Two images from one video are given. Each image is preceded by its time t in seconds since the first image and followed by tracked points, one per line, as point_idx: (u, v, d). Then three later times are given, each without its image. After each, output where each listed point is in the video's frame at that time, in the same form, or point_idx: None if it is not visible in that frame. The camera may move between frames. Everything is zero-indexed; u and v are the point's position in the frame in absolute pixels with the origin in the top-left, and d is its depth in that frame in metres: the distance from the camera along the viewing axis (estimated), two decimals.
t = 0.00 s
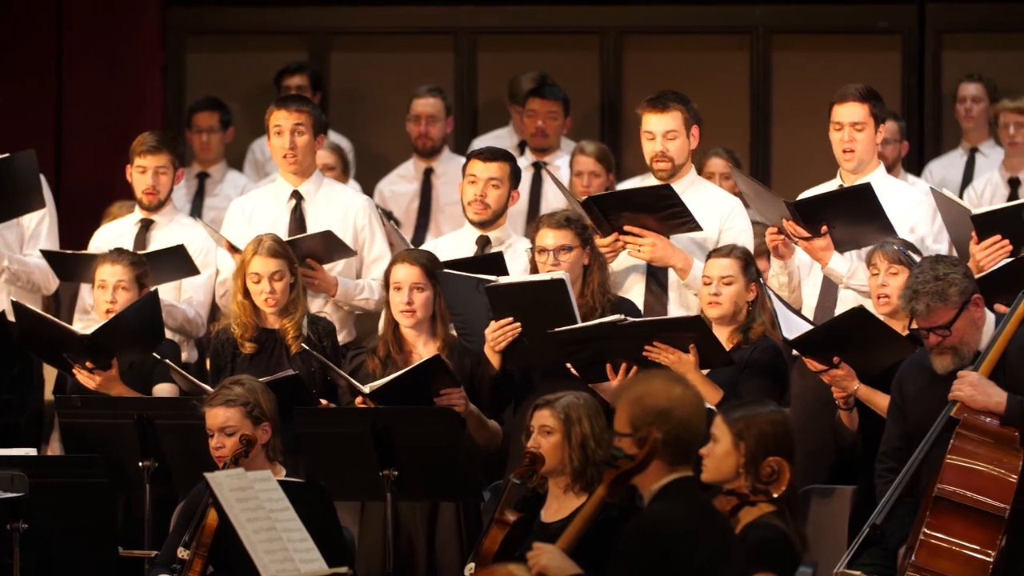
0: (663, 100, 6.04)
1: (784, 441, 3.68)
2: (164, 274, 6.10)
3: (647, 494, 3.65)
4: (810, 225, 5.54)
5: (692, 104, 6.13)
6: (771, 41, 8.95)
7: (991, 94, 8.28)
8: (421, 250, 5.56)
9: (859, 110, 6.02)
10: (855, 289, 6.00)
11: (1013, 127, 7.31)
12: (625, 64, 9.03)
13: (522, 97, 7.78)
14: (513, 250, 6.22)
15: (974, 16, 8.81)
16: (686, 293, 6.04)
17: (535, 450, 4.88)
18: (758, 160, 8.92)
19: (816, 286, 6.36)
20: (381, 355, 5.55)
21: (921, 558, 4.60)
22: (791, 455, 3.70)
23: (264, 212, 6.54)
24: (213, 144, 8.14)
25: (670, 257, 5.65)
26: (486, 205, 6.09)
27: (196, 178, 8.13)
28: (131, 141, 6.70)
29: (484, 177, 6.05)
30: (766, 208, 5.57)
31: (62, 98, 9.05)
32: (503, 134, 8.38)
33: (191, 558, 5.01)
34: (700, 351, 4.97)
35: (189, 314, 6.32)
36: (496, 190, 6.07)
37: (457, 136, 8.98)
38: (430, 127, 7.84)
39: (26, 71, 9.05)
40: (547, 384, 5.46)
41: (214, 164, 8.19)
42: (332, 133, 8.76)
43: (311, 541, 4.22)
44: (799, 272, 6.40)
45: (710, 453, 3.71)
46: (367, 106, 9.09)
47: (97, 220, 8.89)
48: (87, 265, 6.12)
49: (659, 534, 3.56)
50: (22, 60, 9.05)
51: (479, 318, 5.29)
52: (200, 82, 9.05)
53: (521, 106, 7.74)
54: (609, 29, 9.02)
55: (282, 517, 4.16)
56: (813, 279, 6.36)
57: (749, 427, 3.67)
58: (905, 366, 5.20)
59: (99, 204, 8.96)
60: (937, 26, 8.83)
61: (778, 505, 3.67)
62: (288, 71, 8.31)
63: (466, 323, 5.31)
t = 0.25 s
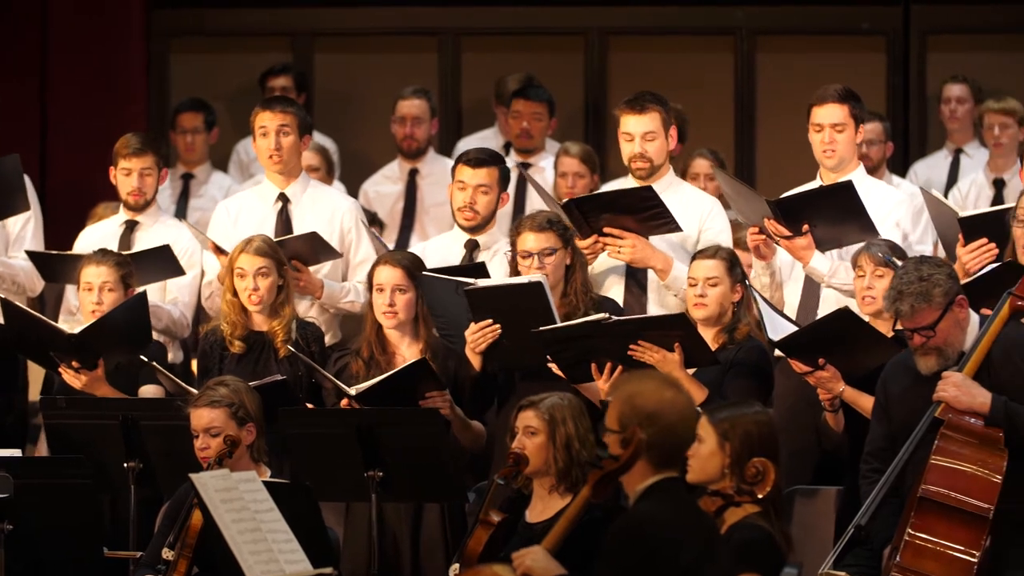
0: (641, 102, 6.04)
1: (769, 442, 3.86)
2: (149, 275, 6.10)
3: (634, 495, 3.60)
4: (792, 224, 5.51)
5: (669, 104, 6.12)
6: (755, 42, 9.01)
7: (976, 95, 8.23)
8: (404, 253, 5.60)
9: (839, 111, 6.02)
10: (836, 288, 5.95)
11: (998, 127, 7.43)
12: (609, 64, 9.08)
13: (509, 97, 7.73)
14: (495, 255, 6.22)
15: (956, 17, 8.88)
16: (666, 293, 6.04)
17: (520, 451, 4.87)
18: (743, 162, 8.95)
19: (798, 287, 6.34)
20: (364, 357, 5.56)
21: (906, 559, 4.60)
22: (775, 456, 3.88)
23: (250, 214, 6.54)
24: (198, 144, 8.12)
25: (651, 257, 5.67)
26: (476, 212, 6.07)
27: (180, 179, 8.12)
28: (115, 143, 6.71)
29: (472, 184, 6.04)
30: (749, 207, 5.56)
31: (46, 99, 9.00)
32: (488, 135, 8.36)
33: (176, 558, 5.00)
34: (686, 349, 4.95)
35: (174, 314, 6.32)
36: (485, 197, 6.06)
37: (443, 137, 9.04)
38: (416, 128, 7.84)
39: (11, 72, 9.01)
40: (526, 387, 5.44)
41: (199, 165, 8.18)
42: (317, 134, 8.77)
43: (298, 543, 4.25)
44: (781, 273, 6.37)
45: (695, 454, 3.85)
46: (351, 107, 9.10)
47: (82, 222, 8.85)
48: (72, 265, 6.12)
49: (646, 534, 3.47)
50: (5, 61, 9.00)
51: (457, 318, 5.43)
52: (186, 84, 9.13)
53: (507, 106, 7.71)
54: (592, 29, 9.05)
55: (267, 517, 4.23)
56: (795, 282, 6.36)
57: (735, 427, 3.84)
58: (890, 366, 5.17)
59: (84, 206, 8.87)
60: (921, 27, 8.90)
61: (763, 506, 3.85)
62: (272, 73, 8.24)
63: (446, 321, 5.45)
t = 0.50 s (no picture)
0: (617, 104, 6.03)
1: (755, 443, 3.88)
2: (138, 275, 6.11)
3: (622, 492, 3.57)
4: (773, 224, 5.53)
5: (645, 106, 6.11)
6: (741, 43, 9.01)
7: (961, 95, 8.26)
8: (389, 255, 5.61)
9: (819, 111, 6.03)
10: (818, 287, 5.93)
11: (983, 128, 7.41)
12: (595, 66, 9.09)
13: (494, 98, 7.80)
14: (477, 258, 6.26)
15: (941, 17, 8.90)
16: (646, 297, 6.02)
17: (506, 451, 4.88)
18: (728, 162, 8.93)
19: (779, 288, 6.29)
20: (349, 358, 5.57)
21: (893, 559, 4.59)
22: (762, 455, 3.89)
23: (238, 215, 6.54)
24: (184, 146, 8.11)
25: (630, 260, 5.69)
26: (461, 215, 6.08)
27: (166, 180, 8.12)
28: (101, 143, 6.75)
29: (456, 189, 6.05)
30: (730, 208, 5.56)
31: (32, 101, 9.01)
32: (474, 136, 8.41)
33: (162, 559, 5.03)
34: (670, 349, 4.96)
35: (161, 315, 6.33)
36: (469, 201, 6.07)
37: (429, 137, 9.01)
38: (402, 129, 7.86)
39: None
40: (511, 387, 5.43)
41: (185, 166, 8.18)
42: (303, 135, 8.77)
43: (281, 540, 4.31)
44: (762, 272, 6.31)
45: (681, 455, 3.89)
46: (336, 108, 9.08)
47: (67, 223, 8.86)
48: (60, 266, 6.12)
49: (632, 533, 3.44)
50: None
51: (441, 319, 5.50)
52: (173, 84, 9.10)
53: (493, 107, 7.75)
54: (578, 30, 9.07)
55: (253, 518, 4.26)
56: (777, 283, 6.30)
57: (721, 428, 3.87)
58: (875, 367, 5.14)
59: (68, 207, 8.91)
60: (907, 27, 8.91)
61: (750, 507, 3.85)
62: (258, 74, 8.25)
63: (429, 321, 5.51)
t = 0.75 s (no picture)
0: (598, 106, 6.04)
1: (743, 444, 3.96)
2: (129, 276, 6.12)
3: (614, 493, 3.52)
4: (756, 224, 5.53)
5: (626, 108, 6.12)
6: (730, 44, 9.02)
7: (951, 95, 8.28)
8: (378, 257, 5.65)
9: (801, 111, 6.04)
10: (802, 288, 5.93)
11: (972, 129, 7.42)
12: (584, 66, 9.10)
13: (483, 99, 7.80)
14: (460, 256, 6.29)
15: (930, 17, 8.92)
16: (629, 300, 6.05)
17: (494, 453, 4.88)
18: (718, 166, 8.97)
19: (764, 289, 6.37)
20: (336, 360, 5.62)
21: (881, 560, 4.57)
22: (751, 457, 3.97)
23: (227, 217, 6.55)
24: (172, 147, 8.11)
25: (611, 263, 5.69)
26: (442, 214, 6.13)
27: (155, 181, 8.13)
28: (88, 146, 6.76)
29: (437, 186, 6.09)
30: (714, 207, 5.55)
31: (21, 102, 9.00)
32: (463, 136, 8.44)
33: (150, 560, 5.00)
34: (658, 351, 5.01)
35: (149, 316, 6.35)
36: (450, 198, 6.12)
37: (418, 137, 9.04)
38: (392, 130, 7.90)
39: None
40: (500, 390, 5.46)
41: (174, 167, 8.19)
42: (292, 136, 8.77)
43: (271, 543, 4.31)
44: (747, 272, 6.40)
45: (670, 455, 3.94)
46: (326, 110, 9.10)
47: (56, 224, 8.85)
48: (51, 266, 6.13)
49: (622, 535, 3.42)
50: None
51: (425, 322, 5.47)
52: (161, 86, 9.13)
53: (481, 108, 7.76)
54: (567, 31, 9.08)
55: (242, 520, 4.26)
56: (762, 283, 6.38)
57: (710, 429, 3.94)
58: (864, 367, 5.12)
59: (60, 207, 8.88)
60: (896, 27, 8.94)
61: (738, 508, 3.92)
62: (247, 75, 8.24)
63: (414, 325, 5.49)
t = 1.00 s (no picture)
0: (584, 104, 6.05)
1: (734, 444, 3.96)
2: (122, 277, 6.13)
3: (606, 491, 3.45)
4: (742, 224, 5.52)
5: (612, 107, 6.12)
6: (721, 44, 9.05)
7: (942, 96, 8.25)
8: (369, 256, 5.68)
9: (785, 110, 6.05)
10: (788, 288, 5.93)
11: (962, 129, 7.45)
12: (575, 67, 9.13)
13: (474, 100, 7.73)
14: (449, 253, 6.38)
15: (919, 18, 8.96)
16: (615, 300, 6.07)
17: (485, 453, 4.88)
18: (708, 166, 9.00)
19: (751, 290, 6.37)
20: (326, 359, 5.68)
21: (872, 561, 4.51)
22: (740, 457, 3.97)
23: (219, 218, 6.62)
24: (163, 147, 8.12)
25: (596, 264, 5.71)
26: (425, 209, 6.28)
27: (145, 182, 8.13)
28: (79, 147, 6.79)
29: (420, 183, 6.24)
30: (699, 207, 5.57)
31: (11, 102, 9.01)
32: (454, 137, 8.41)
33: (141, 561, 4.99)
34: (648, 349, 5.04)
35: (139, 317, 6.38)
36: (433, 194, 6.26)
37: (409, 137, 9.06)
38: (382, 130, 7.88)
39: None
40: (489, 391, 5.48)
41: (164, 167, 8.19)
42: (282, 136, 8.78)
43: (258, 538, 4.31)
44: (734, 273, 6.40)
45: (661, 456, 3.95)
46: (316, 111, 9.12)
47: (48, 224, 8.86)
48: (44, 266, 6.13)
49: (614, 535, 3.35)
50: None
51: (414, 323, 5.47)
52: (152, 87, 9.17)
53: (471, 108, 7.72)
54: (557, 31, 9.10)
55: (233, 520, 4.26)
56: (749, 284, 6.40)
57: (700, 430, 3.94)
58: (855, 368, 5.09)
59: (50, 207, 8.89)
60: (887, 28, 8.98)
61: (728, 508, 3.92)
62: (237, 75, 8.24)
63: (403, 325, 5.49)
